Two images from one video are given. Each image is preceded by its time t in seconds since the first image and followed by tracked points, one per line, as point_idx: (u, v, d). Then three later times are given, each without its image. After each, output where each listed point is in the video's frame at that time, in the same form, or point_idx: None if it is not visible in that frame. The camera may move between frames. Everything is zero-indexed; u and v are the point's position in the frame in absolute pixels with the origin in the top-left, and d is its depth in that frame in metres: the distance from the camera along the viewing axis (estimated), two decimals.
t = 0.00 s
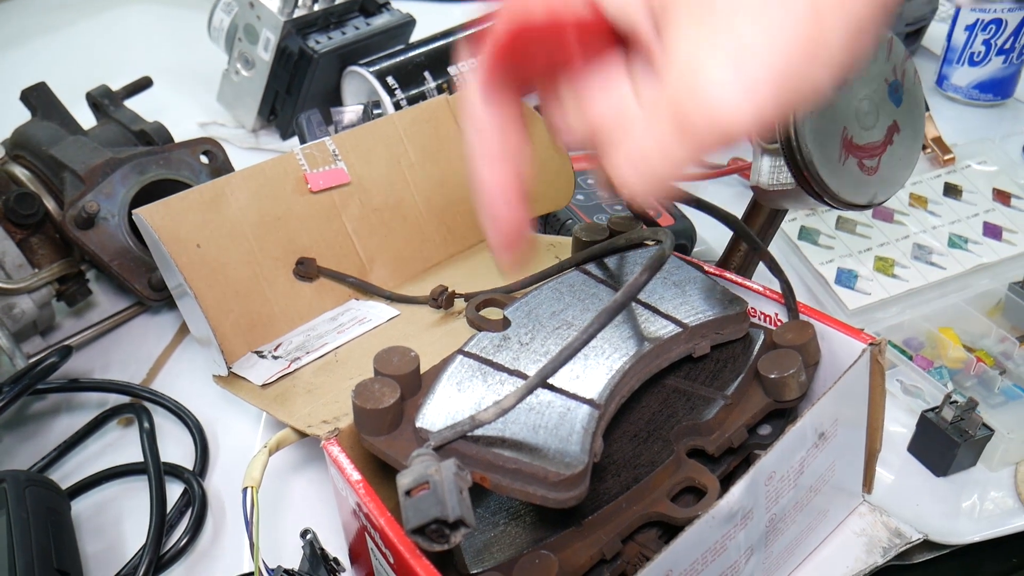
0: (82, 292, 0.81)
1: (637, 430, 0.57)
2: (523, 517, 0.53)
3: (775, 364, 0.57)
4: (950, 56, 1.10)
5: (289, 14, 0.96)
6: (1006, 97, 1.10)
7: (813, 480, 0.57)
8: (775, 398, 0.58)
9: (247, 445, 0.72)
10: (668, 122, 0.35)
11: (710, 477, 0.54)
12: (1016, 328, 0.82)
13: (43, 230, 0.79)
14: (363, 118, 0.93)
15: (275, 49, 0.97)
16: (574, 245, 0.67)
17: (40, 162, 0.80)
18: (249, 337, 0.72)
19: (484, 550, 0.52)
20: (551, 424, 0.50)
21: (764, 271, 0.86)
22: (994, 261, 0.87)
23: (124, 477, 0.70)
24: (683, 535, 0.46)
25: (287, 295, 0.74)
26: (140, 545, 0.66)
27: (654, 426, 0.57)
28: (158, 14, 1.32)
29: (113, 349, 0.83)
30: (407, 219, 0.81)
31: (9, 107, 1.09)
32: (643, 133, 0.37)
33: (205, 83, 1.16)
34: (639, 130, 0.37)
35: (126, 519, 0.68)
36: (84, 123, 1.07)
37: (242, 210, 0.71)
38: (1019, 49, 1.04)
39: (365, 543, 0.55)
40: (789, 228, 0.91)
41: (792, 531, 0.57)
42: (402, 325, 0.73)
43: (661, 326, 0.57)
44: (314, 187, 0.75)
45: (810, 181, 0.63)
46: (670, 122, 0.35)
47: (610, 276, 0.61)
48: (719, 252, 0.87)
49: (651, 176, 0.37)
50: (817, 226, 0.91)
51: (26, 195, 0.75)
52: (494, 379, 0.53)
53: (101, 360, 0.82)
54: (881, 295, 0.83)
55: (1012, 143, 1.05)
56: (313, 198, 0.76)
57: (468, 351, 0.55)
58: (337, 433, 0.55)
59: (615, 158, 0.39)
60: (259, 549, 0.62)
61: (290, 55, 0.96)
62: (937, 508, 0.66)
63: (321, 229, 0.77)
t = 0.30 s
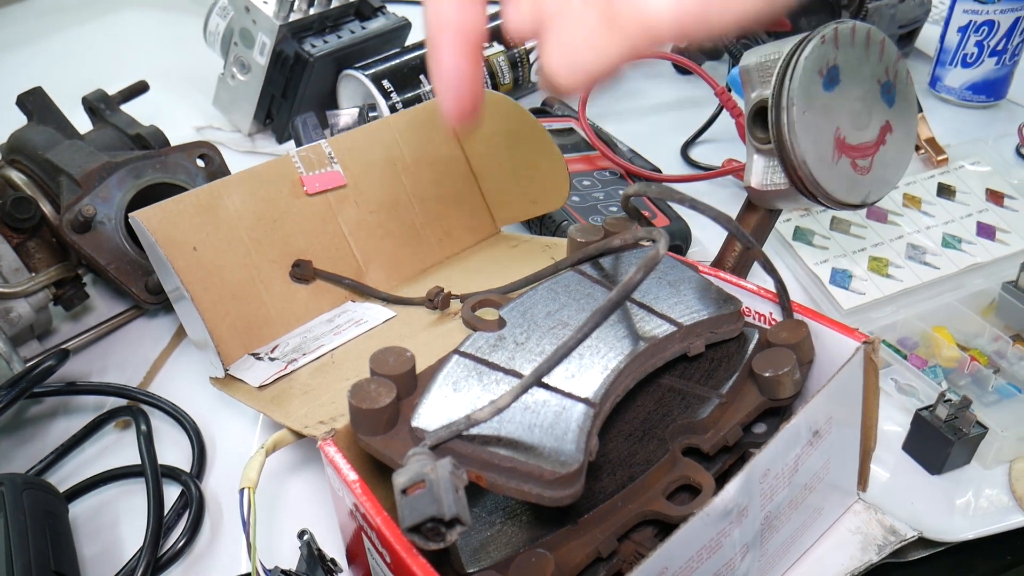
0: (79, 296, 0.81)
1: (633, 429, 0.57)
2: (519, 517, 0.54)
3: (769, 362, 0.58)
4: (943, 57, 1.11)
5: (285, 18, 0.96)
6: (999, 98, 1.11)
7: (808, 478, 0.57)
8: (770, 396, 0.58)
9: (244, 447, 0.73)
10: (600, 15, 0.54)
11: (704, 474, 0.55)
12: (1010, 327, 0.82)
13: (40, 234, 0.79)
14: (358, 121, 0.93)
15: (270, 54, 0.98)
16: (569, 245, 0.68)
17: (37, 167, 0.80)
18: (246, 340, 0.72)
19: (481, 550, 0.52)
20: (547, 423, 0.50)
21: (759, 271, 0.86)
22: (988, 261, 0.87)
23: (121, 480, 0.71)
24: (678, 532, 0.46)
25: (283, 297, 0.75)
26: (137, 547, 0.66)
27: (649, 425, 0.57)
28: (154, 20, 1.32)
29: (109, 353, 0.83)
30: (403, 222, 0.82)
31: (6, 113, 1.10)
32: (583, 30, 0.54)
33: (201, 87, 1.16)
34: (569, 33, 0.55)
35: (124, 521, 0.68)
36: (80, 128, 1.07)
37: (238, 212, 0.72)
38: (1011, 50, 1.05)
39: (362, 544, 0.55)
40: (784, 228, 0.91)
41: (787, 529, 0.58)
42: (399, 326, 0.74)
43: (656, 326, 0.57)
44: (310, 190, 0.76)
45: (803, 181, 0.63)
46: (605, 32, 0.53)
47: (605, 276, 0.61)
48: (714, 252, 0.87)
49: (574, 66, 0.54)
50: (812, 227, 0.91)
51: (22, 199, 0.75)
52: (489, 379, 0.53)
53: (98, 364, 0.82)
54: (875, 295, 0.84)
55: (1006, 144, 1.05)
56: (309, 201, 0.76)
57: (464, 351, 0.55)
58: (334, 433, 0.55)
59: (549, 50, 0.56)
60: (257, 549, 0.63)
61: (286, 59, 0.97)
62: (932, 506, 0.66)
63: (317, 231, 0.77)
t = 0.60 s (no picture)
0: (74, 297, 0.81)
1: (626, 426, 0.57)
2: (514, 513, 0.54)
3: (762, 359, 0.58)
4: (937, 56, 1.11)
5: (280, 18, 0.96)
6: (993, 97, 1.12)
7: (800, 475, 0.57)
8: (762, 393, 0.59)
9: (240, 446, 0.73)
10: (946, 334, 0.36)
11: (698, 470, 0.55)
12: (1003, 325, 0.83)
13: (35, 235, 0.79)
14: (353, 121, 0.94)
15: (266, 54, 0.98)
16: (563, 244, 0.68)
17: (32, 167, 0.81)
18: (242, 339, 0.72)
19: (476, 546, 0.52)
20: (540, 420, 0.50)
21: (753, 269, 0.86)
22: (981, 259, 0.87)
23: (118, 479, 0.71)
24: (671, 528, 0.46)
25: (278, 297, 0.75)
26: (133, 546, 0.66)
27: (643, 422, 0.58)
28: (149, 21, 1.32)
29: (105, 353, 0.83)
30: (397, 221, 0.82)
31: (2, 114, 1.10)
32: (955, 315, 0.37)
33: (196, 87, 1.16)
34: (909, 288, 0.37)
35: (120, 521, 0.68)
36: (76, 129, 1.07)
37: (233, 212, 0.72)
38: (1004, 49, 1.05)
39: (357, 541, 0.55)
40: (777, 227, 0.91)
41: (781, 526, 0.58)
42: (394, 326, 0.74)
43: (649, 323, 0.58)
44: (305, 190, 0.76)
45: (796, 179, 0.63)
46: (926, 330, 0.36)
47: (599, 274, 0.62)
48: (708, 251, 0.88)
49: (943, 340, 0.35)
50: (806, 225, 0.92)
51: (17, 200, 0.75)
52: (483, 376, 0.53)
53: (94, 364, 0.82)
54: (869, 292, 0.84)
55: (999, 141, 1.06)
56: (304, 200, 0.76)
57: (458, 350, 0.56)
58: (328, 431, 0.55)
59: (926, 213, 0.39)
60: (253, 547, 0.63)
61: (281, 59, 0.97)
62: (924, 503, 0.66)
63: (312, 231, 0.77)
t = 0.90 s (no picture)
0: (71, 298, 0.82)
1: (620, 427, 0.58)
2: (509, 513, 0.54)
3: (756, 360, 0.59)
4: (931, 59, 1.12)
5: (276, 21, 0.97)
6: (986, 99, 1.12)
7: (794, 475, 0.58)
8: (756, 394, 0.59)
9: (236, 447, 0.73)
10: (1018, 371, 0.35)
11: (691, 470, 0.55)
12: (996, 326, 0.83)
13: (33, 236, 0.80)
14: (350, 123, 0.94)
15: (262, 57, 0.98)
16: (558, 246, 0.68)
17: (30, 169, 0.81)
18: (238, 341, 0.73)
19: (471, 546, 0.52)
20: (535, 420, 0.50)
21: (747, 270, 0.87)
22: (974, 260, 0.88)
23: (115, 480, 0.71)
24: (664, 527, 0.46)
25: (275, 299, 0.75)
26: (130, 547, 0.66)
27: (637, 423, 0.58)
28: (147, 22, 1.32)
29: (102, 354, 0.83)
30: (394, 223, 0.82)
31: None
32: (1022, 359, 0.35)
33: (193, 90, 1.16)
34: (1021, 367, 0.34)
35: (117, 521, 0.68)
36: (73, 131, 1.08)
37: (230, 214, 0.72)
38: (998, 51, 1.06)
39: (353, 542, 0.55)
40: (772, 229, 0.92)
41: (774, 526, 0.58)
42: (390, 327, 0.74)
43: (643, 324, 0.58)
44: (301, 192, 0.76)
45: (790, 182, 0.64)
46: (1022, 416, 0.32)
47: (594, 276, 0.62)
48: (703, 253, 0.88)
49: None
50: (800, 227, 0.92)
51: (15, 202, 0.75)
52: (478, 377, 0.54)
53: (91, 365, 0.82)
54: (863, 293, 0.85)
55: (993, 143, 1.06)
56: (301, 202, 0.77)
57: (453, 350, 0.56)
58: (324, 432, 0.55)
59: None
60: (249, 547, 0.63)
61: (277, 62, 0.97)
62: (917, 503, 0.67)
63: (308, 233, 0.77)
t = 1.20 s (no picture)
0: (68, 300, 0.81)
1: (616, 427, 0.58)
2: (504, 513, 0.54)
3: (750, 360, 0.59)
4: (926, 59, 1.12)
5: (272, 23, 0.97)
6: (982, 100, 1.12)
7: (789, 475, 0.58)
8: (751, 393, 0.59)
9: (232, 448, 0.73)
10: None
11: (686, 470, 0.55)
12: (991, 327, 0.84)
13: (29, 239, 0.80)
14: (346, 124, 0.95)
15: (259, 58, 0.98)
16: (554, 246, 0.68)
17: (25, 172, 0.81)
18: (235, 342, 0.73)
19: (467, 546, 0.52)
20: (529, 420, 0.50)
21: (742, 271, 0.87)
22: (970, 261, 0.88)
23: (112, 482, 0.71)
24: (658, 526, 0.46)
25: (271, 300, 0.75)
26: (126, 548, 0.66)
27: (632, 422, 0.58)
28: (144, 24, 1.32)
29: (99, 356, 0.84)
30: (390, 224, 0.82)
31: None
32: None
33: (189, 91, 1.17)
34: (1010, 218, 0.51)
35: (113, 523, 0.68)
36: (70, 133, 1.08)
37: (226, 216, 0.72)
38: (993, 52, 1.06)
39: (348, 542, 0.56)
40: (768, 229, 0.92)
41: (769, 525, 0.58)
42: (386, 328, 0.74)
43: (638, 324, 0.58)
44: (297, 193, 0.76)
45: (784, 182, 0.64)
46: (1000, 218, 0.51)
47: (589, 276, 0.62)
48: (699, 253, 0.88)
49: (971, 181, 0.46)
50: (796, 227, 0.92)
51: (10, 204, 0.75)
52: (473, 377, 0.54)
53: (88, 366, 0.82)
54: (858, 294, 0.85)
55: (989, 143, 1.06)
56: (297, 203, 0.77)
57: (448, 351, 0.56)
58: (319, 432, 0.55)
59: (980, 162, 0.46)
60: (245, 547, 0.63)
61: (274, 64, 0.98)
62: (912, 503, 0.67)
63: (304, 234, 0.77)
